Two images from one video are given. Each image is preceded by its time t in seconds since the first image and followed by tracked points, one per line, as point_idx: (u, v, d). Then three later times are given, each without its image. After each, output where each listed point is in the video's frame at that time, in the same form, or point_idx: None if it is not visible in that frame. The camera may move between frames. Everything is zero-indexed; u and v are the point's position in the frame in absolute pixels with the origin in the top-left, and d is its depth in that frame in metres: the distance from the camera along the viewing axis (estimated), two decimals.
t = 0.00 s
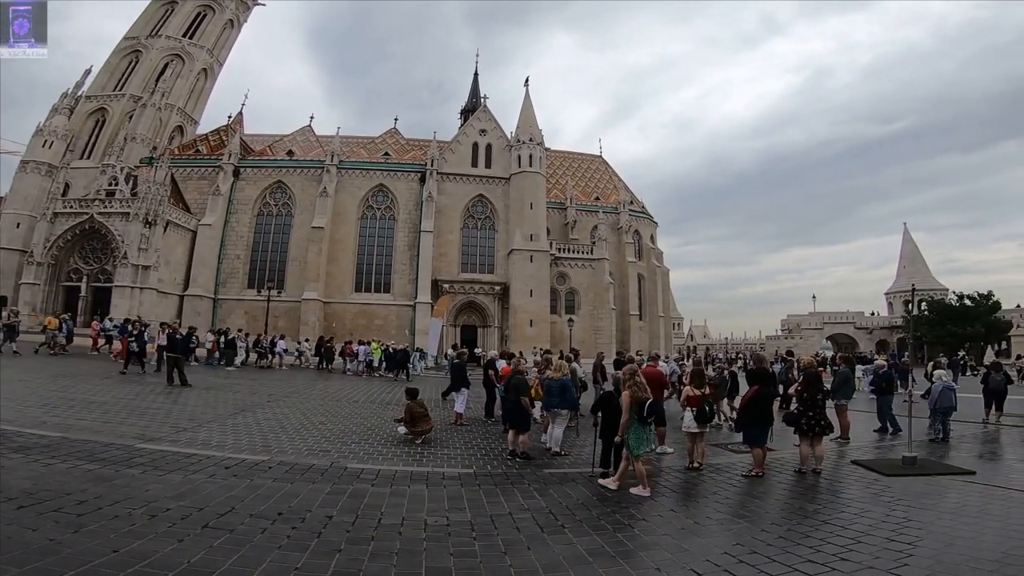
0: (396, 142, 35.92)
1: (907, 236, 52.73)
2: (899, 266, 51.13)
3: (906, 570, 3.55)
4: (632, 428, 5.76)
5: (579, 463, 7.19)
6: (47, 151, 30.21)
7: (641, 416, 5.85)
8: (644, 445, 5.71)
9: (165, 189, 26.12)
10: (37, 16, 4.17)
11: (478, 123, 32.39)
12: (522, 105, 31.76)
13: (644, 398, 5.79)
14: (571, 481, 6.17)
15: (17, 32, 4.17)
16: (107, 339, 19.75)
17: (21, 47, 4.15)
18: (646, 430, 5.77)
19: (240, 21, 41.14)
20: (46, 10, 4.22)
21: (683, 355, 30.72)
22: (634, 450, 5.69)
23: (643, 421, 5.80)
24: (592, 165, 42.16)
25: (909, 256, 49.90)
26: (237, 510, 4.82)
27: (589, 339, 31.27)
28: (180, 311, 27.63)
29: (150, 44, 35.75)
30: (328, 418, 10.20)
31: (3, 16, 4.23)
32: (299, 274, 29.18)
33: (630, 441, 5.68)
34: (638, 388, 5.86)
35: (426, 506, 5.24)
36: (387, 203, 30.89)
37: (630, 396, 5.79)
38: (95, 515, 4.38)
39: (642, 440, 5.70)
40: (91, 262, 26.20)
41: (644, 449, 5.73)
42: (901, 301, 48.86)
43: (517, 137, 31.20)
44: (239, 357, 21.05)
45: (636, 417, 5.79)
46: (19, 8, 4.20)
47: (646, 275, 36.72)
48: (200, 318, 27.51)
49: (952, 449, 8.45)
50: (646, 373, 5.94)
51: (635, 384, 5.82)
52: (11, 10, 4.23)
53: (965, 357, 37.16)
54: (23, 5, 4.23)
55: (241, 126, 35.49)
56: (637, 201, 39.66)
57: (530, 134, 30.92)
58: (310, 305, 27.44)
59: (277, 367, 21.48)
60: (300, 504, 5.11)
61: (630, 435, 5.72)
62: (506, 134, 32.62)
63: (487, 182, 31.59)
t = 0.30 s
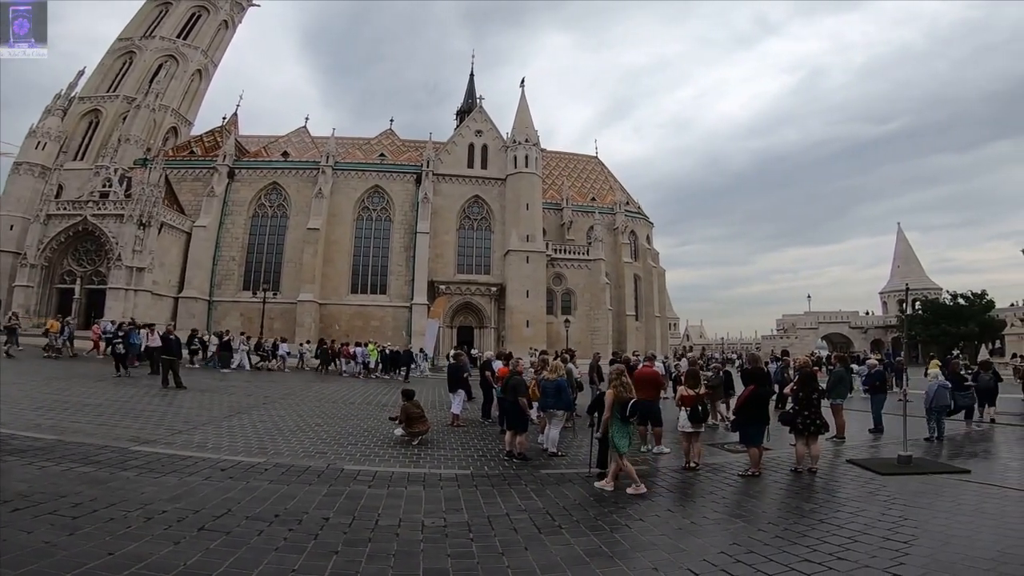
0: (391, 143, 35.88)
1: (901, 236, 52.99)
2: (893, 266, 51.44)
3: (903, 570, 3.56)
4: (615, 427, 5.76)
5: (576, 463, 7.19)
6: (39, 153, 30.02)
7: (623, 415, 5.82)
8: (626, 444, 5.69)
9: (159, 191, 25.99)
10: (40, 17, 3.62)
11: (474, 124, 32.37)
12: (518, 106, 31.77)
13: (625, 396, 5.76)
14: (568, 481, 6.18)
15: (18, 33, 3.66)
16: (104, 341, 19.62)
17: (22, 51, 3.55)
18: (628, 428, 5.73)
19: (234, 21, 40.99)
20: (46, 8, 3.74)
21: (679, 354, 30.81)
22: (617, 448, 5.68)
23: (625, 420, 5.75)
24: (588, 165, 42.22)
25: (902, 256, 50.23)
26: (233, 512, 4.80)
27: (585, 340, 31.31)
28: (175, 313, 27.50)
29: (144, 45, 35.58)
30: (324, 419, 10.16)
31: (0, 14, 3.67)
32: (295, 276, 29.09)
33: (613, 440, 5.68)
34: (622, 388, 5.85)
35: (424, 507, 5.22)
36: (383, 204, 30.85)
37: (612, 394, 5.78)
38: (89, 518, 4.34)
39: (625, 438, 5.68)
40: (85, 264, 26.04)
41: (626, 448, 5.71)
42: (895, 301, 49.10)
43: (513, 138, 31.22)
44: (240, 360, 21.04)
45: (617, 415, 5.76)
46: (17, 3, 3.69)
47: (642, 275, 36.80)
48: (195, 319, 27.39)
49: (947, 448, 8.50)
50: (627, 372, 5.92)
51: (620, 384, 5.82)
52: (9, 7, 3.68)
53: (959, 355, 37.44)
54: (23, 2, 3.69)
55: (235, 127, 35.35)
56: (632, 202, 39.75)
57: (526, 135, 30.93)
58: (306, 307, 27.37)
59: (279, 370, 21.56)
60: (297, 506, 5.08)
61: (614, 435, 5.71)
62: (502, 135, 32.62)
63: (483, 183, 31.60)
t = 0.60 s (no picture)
0: (389, 145, 35.87)
1: (898, 234, 53.13)
2: (891, 264, 51.55)
3: (904, 568, 3.56)
4: (603, 424, 6.01)
5: (576, 464, 7.19)
6: (37, 155, 29.95)
7: (613, 413, 6.07)
8: (613, 441, 5.91)
9: (157, 193, 25.93)
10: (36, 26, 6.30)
11: (472, 125, 32.36)
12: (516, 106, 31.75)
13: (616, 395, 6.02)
14: (569, 482, 6.17)
15: (18, 32, 6.30)
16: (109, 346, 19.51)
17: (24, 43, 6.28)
18: (616, 427, 5.96)
19: (231, 24, 40.97)
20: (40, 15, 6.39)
21: (678, 354, 30.82)
22: (601, 445, 5.91)
23: (614, 418, 5.99)
24: (586, 166, 42.23)
25: (900, 254, 50.34)
26: (233, 515, 4.78)
27: (585, 340, 31.29)
28: (173, 316, 27.43)
29: (140, 47, 35.51)
30: (325, 421, 10.14)
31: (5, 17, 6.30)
32: (294, 278, 29.05)
33: (599, 436, 5.92)
34: (613, 387, 6.09)
35: (424, 509, 5.21)
36: (381, 206, 30.84)
37: (602, 393, 6.05)
38: (89, 521, 4.32)
39: (611, 436, 5.91)
40: (83, 267, 25.97)
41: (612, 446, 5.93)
42: (893, 299, 49.17)
43: (511, 139, 31.22)
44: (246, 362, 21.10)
45: (606, 413, 6.02)
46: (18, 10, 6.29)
47: (641, 275, 36.81)
48: (193, 322, 27.34)
49: (947, 446, 8.50)
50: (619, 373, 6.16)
51: (610, 383, 6.07)
52: (11, 12, 6.32)
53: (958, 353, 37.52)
54: (21, 8, 6.34)
55: (233, 129, 35.34)
56: (630, 202, 39.77)
57: (523, 135, 30.96)
58: (304, 309, 27.32)
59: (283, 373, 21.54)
60: (297, 508, 5.08)
61: (601, 430, 5.96)
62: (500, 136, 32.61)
63: (481, 184, 31.61)
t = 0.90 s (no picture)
0: (388, 146, 35.88)
1: (896, 233, 53.25)
2: (889, 264, 51.60)
3: (904, 568, 3.55)
4: (592, 425, 6.05)
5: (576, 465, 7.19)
6: (34, 158, 29.93)
7: (601, 414, 6.08)
8: (602, 442, 5.94)
9: (155, 196, 25.90)
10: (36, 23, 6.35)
11: (470, 126, 32.36)
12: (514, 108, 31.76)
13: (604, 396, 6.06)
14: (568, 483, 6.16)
15: (18, 33, 6.27)
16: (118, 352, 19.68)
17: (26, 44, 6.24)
18: (605, 428, 5.99)
19: (228, 26, 40.98)
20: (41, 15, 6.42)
21: (678, 354, 30.82)
22: (589, 445, 5.94)
23: (603, 419, 6.01)
24: (584, 166, 42.24)
25: (899, 254, 50.38)
26: (232, 517, 4.77)
27: (584, 341, 31.27)
28: (172, 319, 27.39)
29: (138, 50, 35.50)
30: (325, 423, 10.13)
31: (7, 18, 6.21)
32: (292, 280, 29.03)
33: (588, 437, 5.96)
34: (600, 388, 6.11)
35: (424, 510, 5.20)
36: (380, 207, 30.84)
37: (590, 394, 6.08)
38: (88, 523, 4.30)
39: (600, 436, 5.94)
40: (81, 270, 25.95)
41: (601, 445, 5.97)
42: (892, 298, 49.24)
43: (509, 140, 31.24)
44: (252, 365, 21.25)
45: (595, 414, 6.04)
46: (17, 12, 6.34)
47: (639, 275, 36.81)
48: (192, 325, 27.30)
49: (946, 445, 8.50)
50: (607, 373, 6.18)
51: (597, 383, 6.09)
52: (10, 14, 6.37)
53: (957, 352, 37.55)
54: (20, 10, 6.42)
55: (231, 131, 35.34)
56: (629, 202, 39.78)
57: (521, 137, 30.98)
58: (303, 311, 27.27)
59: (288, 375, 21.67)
60: (297, 510, 5.06)
61: (589, 431, 6.01)
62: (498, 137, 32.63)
63: (480, 185, 31.62)
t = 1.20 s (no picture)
0: (386, 149, 35.91)
1: (894, 235, 53.39)
2: (887, 266, 51.72)
3: (904, 569, 3.54)
4: (576, 425, 6.12)
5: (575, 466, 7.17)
6: (32, 160, 29.89)
7: (584, 415, 6.13)
8: (584, 442, 6.01)
9: (153, 199, 25.89)
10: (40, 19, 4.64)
11: (468, 129, 32.44)
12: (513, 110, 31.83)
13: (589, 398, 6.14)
14: (566, 484, 6.15)
15: (17, 32, 4.61)
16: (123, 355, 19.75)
17: (22, 45, 4.57)
18: (588, 428, 6.04)
19: (226, 28, 41.03)
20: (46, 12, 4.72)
21: (676, 356, 30.83)
22: (572, 446, 6.03)
23: (585, 419, 6.07)
24: (583, 169, 42.30)
25: (896, 255, 50.52)
26: (231, 520, 4.76)
27: (583, 343, 31.27)
28: (170, 321, 27.35)
29: (136, 52, 35.53)
30: (324, 426, 10.10)
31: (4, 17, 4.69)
32: (291, 283, 29.01)
33: (570, 437, 6.06)
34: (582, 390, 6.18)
35: (423, 513, 5.20)
36: (378, 210, 30.87)
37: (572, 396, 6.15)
38: (87, 526, 4.29)
39: (583, 437, 6.01)
40: (79, 273, 25.92)
41: (585, 446, 6.02)
42: (890, 299, 49.36)
43: (508, 142, 31.29)
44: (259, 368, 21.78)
45: (578, 416, 6.11)
46: (19, 8, 4.67)
47: (638, 277, 36.85)
48: (191, 328, 27.27)
49: (944, 446, 8.52)
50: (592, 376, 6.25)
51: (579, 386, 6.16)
52: (11, 11, 4.69)
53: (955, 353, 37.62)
54: (24, 7, 4.70)
55: (229, 133, 35.34)
56: (627, 204, 39.85)
57: (520, 139, 31.03)
58: (302, 314, 27.23)
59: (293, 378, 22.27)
60: (295, 513, 5.04)
61: (573, 432, 6.08)
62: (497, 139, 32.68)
63: (478, 188, 31.66)
